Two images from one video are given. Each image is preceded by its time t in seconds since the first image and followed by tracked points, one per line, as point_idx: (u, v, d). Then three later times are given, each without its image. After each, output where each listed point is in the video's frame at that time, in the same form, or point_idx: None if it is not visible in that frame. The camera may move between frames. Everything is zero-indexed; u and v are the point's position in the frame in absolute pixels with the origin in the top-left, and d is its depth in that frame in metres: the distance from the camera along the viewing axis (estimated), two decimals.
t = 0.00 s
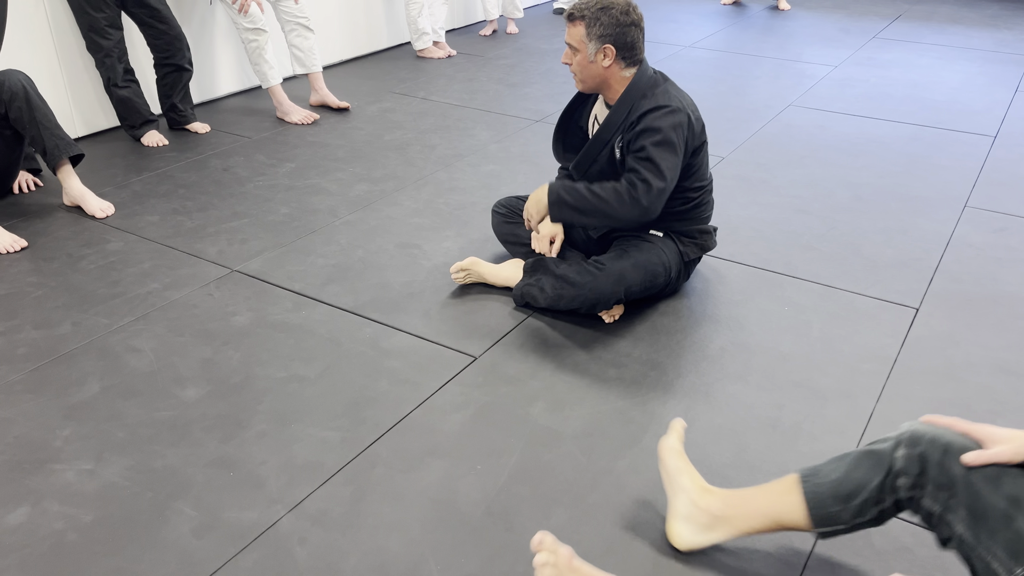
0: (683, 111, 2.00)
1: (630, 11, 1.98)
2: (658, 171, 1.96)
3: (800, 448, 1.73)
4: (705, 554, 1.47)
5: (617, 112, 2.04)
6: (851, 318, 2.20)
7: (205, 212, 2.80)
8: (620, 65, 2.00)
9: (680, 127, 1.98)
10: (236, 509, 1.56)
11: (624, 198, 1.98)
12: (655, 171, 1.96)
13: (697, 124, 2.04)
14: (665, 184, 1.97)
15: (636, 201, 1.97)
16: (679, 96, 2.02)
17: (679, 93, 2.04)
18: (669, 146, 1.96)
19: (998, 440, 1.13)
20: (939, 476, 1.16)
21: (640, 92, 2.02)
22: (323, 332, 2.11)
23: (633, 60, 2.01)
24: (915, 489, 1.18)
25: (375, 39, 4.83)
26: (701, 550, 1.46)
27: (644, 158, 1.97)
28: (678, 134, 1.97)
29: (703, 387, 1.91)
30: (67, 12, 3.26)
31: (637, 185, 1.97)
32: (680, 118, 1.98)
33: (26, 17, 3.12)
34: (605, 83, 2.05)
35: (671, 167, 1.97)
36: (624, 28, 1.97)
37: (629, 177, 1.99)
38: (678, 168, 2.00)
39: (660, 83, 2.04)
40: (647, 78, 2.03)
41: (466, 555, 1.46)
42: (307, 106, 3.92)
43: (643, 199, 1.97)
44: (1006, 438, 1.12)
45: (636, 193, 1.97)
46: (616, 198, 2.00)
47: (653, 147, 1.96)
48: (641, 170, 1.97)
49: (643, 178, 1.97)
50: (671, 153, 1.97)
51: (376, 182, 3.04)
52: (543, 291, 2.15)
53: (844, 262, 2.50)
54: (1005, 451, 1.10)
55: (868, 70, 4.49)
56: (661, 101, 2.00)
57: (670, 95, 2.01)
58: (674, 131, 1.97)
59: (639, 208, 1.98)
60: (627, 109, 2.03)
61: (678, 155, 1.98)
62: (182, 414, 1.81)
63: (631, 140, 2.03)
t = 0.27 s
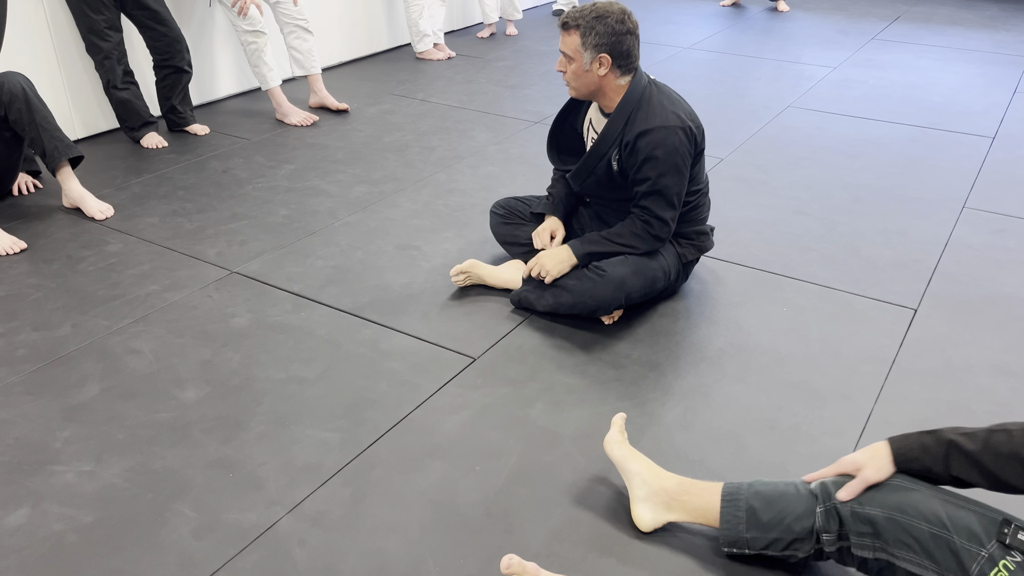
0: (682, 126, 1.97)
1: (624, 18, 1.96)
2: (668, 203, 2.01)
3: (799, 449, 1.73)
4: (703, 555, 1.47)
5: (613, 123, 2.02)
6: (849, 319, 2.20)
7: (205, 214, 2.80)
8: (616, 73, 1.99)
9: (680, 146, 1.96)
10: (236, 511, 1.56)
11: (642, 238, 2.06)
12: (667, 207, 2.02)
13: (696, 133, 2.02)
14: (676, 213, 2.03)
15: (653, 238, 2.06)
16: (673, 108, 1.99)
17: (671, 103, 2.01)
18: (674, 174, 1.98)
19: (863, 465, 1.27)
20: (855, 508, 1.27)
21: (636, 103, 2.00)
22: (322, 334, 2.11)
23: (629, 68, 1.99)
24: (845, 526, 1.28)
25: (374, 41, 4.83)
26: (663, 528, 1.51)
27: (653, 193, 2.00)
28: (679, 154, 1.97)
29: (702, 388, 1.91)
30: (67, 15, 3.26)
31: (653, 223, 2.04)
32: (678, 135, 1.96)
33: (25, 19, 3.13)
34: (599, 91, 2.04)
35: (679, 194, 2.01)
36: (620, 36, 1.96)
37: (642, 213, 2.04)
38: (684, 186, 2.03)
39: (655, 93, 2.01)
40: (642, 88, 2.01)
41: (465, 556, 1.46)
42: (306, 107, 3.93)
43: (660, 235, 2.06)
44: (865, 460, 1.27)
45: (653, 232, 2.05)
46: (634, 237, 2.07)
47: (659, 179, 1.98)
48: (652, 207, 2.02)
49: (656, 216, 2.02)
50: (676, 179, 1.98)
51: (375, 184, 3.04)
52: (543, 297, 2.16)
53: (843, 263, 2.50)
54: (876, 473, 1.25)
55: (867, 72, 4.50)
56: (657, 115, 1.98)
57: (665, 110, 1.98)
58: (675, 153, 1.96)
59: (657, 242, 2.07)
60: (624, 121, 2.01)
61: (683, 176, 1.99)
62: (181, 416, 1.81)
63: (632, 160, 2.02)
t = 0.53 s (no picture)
0: (679, 133, 1.99)
1: (620, 23, 1.97)
2: (660, 207, 2.00)
3: (797, 450, 1.73)
4: (701, 557, 1.47)
5: (611, 131, 2.02)
6: (847, 321, 2.21)
7: (204, 216, 2.81)
8: (618, 79, 2.00)
9: (677, 153, 1.97)
10: (235, 513, 1.56)
11: (630, 239, 2.00)
12: (658, 209, 1.99)
13: (692, 140, 2.03)
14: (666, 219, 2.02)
15: (641, 241, 2.01)
16: (672, 115, 2.01)
17: (671, 110, 2.02)
18: (669, 179, 1.97)
19: (863, 447, 1.24)
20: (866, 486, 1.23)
21: (634, 110, 2.01)
22: (321, 336, 2.11)
23: (628, 73, 2.01)
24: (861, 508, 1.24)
25: (374, 44, 4.84)
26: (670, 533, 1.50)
27: (647, 197, 1.98)
28: (676, 161, 1.97)
29: (700, 390, 1.91)
30: (66, 18, 3.27)
31: (643, 225, 1.99)
32: (676, 142, 1.97)
33: (25, 22, 3.13)
34: (603, 100, 2.04)
35: (672, 201, 2.00)
36: (618, 42, 1.97)
37: (633, 216, 2.00)
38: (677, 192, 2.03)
39: (652, 99, 2.02)
40: (639, 94, 2.01)
41: (464, 557, 1.47)
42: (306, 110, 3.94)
43: (648, 238, 2.01)
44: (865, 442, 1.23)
45: (642, 235, 2.00)
46: (621, 239, 2.01)
47: (655, 183, 1.97)
48: (645, 210, 1.99)
49: (646, 218, 1.99)
50: (672, 185, 1.98)
51: (374, 187, 3.05)
52: (541, 299, 2.16)
53: (841, 265, 2.51)
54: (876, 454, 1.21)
55: (866, 73, 4.51)
56: (655, 122, 1.98)
57: (664, 116, 1.99)
58: (672, 158, 1.97)
59: (644, 246, 2.03)
60: (622, 128, 2.01)
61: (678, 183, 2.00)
62: (181, 418, 1.81)
63: (629, 166, 2.02)
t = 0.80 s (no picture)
0: (669, 130, 2.01)
1: (622, 25, 2.01)
2: (651, 196, 1.96)
3: (795, 451, 1.73)
4: (699, 558, 1.47)
5: (604, 132, 2.04)
6: (846, 322, 2.21)
7: (204, 218, 2.81)
8: (613, 81, 2.02)
9: (667, 149, 1.98)
10: (234, 514, 1.57)
11: (619, 228, 1.96)
12: (650, 197, 1.96)
13: (683, 140, 2.06)
14: (658, 209, 1.97)
15: (631, 230, 1.96)
16: (664, 115, 2.03)
17: (663, 111, 2.05)
18: (659, 171, 1.97)
19: (989, 389, 1.17)
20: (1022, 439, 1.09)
21: (625, 110, 2.03)
22: (320, 338, 2.12)
23: (625, 75, 2.04)
24: (1020, 467, 1.07)
25: (373, 46, 4.85)
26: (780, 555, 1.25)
27: (636, 186, 1.96)
28: (666, 155, 1.98)
29: (698, 391, 1.92)
30: (66, 20, 3.27)
31: (632, 214, 1.96)
32: (665, 138, 1.99)
33: (24, 25, 3.14)
34: (596, 101, 2.05)
35: (663, 192, 1.98)
36: (618, 42, 1.99)
37: (622, 206, 1.97)
38: (670, 187, 2.01)
39: (644, 100, 2.05)
40: (631, 95, 2.04)
41: (462, 558, 1.47)
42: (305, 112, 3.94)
43: (638, 227, 1.96)
44: (990, 383, 1.17)
45: (632, 223, 1.95)
46: (609, 230, 1.97)
47: (644, 173, 1.96)
48: (635, 199, 1.96)
49: (636, 207, 1.96)
50: (662, 176, 1.97)
51: (373, 189, 3.05)
52: (539, 303, 2.16)
53: (840, 266, 2.51)
54: (1008, 388, 1.15)
55: (865, 75, 4.51)
56: (646, 120, 2.01)
57: (656, 115, 2.02)
58: (661, 152, 1.97)
59: (636, 236, 1.97)
60: (613, 129, 2.04)
61: (669, 177, 1.99)
62: (180, 420, 1.82)
63: (619, 165, 2.03)
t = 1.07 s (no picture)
0: (664, 125, 2.01)
1: (619, 23, 2.03)
2: (649, 190, 1.96)
3: (794, 454, 1.73)
4: (698, 560, 1.47)
5: (599, 127, 2.05)
6: (845, 324, 2.21)
7: (203, 221, 2.81)
8: (610, 77, 2.03)
9: (663, 143, 1.99)
10: (233, 517, 1.56)
11: (621, 221, 1.94)
12: (649, 190, 1.96)
13: (679, 136, 2.07)
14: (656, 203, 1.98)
15: (632, 224, 1.95)
16: (659, 110, 2.04)
17: (659, 107, 2.06)
18: (656, 165, 1.97)
19: (997, 400, 1.20)
20: None
21: (621, 106, 2.04)
22: (320, 340, 2.11)
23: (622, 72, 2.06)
24: None
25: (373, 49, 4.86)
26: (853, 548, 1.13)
27: (634, 180, 1.96)
28: (662, 150, 1.98)
29: (698, 394, 1.92)
30: (66, 23, 3.28)
31: (632, 207, 1.95)
32: (661, 131, 1.99)
33: (24, 29, 3.14)
34: (593, 98, 2.06)
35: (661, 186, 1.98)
36: (615, 39, 2.01)
37: (622, 199, 1.96)
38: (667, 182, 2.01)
39: (640, 96, 2.05)
40: (627, 92, 2.04)
41: (462, 561, 1.47)
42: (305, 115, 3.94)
43: (639, 220, 1.95)
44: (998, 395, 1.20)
45: (633, 216, 1.94)
46: (613, 222, 1.94)
47: (641, 167, 1.96)
48: (634, 192, 1.96)
49: (637, 200, 1.95)
50: (659, 171, 1.98)
51: (373, 192, 3.05)
52: (539, 305, 2.16)
53: (840, 269, 2.51)
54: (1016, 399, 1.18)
55: (864, 78, 4.52)
56: (642, 115, 2.01)
57: (652, 110, 2.02)
58: (657, 146, 1.97)
59: (637, 230, 1.96)
60: (609, 125, 2.04)
61: (666, 171, 1.99)
62: (180, 423, 1.81)
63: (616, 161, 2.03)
